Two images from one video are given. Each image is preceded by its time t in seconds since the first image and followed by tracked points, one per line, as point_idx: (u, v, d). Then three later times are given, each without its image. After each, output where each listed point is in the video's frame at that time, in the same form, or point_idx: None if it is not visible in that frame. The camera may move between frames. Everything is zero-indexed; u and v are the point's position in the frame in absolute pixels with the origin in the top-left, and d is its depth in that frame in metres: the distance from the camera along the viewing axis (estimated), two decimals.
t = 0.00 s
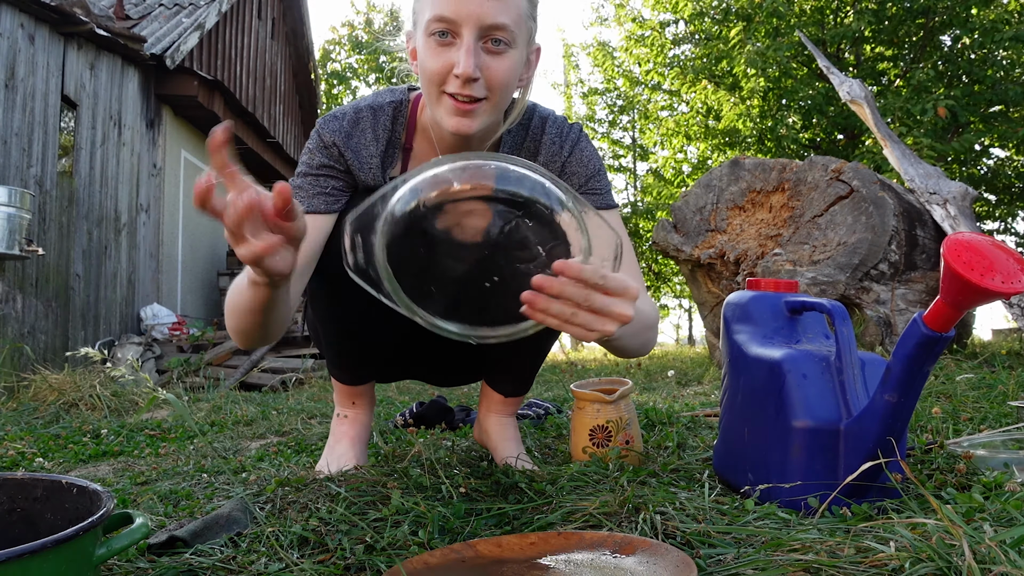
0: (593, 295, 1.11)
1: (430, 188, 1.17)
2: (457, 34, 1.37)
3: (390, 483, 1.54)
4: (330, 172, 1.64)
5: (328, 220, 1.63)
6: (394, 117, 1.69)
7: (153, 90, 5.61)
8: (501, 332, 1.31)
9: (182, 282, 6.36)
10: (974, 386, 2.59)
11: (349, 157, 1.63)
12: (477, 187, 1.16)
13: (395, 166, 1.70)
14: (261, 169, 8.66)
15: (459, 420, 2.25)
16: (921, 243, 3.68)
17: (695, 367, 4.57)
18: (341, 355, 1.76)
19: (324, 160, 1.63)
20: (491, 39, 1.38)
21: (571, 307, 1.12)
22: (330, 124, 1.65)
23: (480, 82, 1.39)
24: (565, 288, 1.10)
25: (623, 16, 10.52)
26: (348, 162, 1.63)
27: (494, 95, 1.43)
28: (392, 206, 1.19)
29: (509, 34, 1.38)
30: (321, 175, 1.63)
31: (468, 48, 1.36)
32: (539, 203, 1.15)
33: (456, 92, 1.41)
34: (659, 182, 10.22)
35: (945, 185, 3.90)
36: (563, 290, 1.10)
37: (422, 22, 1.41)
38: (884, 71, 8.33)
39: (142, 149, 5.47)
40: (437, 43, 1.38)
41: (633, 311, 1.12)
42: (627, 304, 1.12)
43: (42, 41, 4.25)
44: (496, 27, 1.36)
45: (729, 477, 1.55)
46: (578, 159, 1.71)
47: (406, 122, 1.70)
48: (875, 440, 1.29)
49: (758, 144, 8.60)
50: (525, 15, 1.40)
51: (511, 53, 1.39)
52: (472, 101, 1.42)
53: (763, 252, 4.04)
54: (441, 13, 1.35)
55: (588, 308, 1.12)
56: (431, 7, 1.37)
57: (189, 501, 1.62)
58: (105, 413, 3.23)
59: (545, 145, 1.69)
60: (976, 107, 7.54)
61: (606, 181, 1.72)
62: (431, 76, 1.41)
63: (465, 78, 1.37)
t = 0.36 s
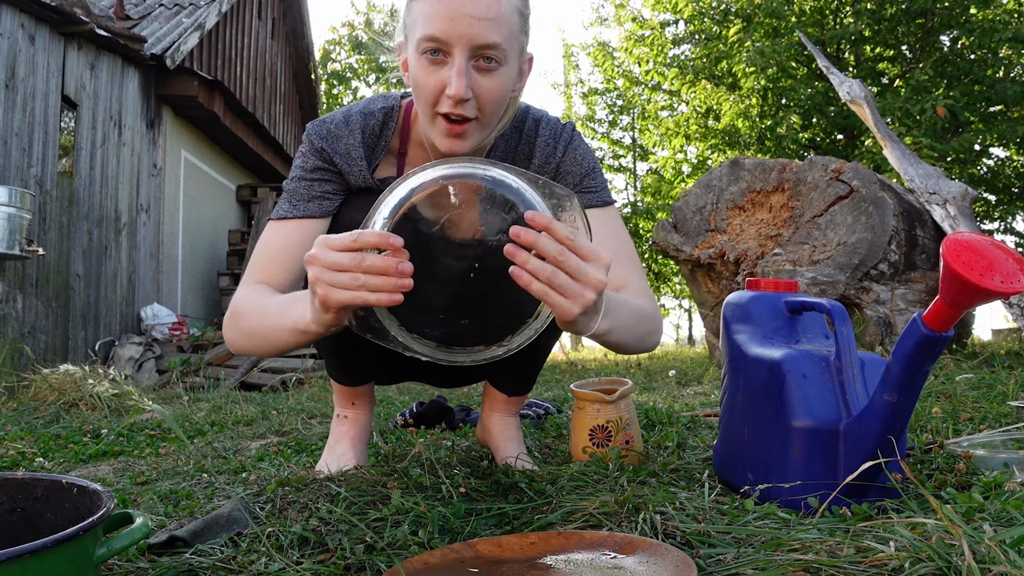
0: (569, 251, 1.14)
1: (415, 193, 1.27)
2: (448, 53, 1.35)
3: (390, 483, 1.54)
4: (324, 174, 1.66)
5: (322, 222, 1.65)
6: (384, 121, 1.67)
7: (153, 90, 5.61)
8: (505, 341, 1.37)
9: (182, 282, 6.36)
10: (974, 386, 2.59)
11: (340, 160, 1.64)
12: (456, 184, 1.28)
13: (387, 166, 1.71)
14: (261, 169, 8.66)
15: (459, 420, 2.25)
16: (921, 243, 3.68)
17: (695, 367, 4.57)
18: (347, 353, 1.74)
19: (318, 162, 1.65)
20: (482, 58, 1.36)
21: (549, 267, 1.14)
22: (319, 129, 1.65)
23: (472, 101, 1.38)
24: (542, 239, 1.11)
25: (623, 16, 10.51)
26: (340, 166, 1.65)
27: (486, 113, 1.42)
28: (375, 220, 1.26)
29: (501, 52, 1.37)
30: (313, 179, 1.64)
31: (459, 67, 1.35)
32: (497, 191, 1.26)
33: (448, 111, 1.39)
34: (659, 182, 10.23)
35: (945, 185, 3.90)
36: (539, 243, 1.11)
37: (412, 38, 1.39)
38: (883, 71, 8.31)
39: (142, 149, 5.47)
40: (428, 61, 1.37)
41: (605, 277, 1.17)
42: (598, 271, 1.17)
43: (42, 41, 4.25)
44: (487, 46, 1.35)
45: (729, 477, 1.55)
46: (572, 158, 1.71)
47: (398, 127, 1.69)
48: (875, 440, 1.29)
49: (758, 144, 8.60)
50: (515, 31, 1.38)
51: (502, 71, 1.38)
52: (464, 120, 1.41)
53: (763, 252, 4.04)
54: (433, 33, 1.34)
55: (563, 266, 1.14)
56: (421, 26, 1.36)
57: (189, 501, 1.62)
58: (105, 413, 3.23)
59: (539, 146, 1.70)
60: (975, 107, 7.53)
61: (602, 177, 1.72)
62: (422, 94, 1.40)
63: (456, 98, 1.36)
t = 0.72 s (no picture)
0: (555, 250, 1.14)
1: (409, 183, 1.27)
2: (446, 58, 1.35)
3: (390, 483, 1.54)
4: (324, 175, 1.65)
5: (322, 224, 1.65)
6: (385, 123, 1.67)
7: (153, 90, 5.61)
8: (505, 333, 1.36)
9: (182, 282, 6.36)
10: (973, 386, 2.59)
11: (340, 162, 1.63)
12: (452, 181, 1.28)
13: (386, 167, 1.70)
14: (261, 169, 8.66)
15: (459, 419, 2.25)
16: (921, 243, 3.68)
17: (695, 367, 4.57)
18: (352, 346, 1.73)
19: (318, 163, 1.65)
20: (481, 62, 1.36)
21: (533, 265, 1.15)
22: (318, 129, 1.65)
23: (470, 105, 1.39)
24: (525, 235, 1.11)
25: (623, 16, 10.51)
26: (339, 167, 1.64)
27: (483, 115, 1.43)
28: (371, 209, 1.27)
29: (498, 56, 1.37)
30: (312, 182, 1.64)
31: (456, 71, 1.35)
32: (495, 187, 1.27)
33: (446, 114, 1.40)
34: (659, 183, 10.23)
35: (944, 185, 3.90)
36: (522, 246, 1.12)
37: (411, 41, 1.39)
38: (883, 71, 8.34)
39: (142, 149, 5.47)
40: (425, 65, 1.37)
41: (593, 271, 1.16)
42: (586, 266, 1.16)
43: (42, 41, 4.25)
44: (485, 51, 1.35)
45: (729, 476, 1.55)
46: (570, 159, 1.71)
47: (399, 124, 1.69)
48: (875, 439, 1.30)
49: (758, 144, 8.61)
50: (514, 35, 1.38)
51: (500, 75, 1.39)
52: (462, 121, 1.42)
53: (763, 252, 4.05)
54: (430, 38, 1.34)
55: (549, 263, 1.14)
56: (419, 30, 1.35)
57: (189, 501, 1.62)
58: (105, 413, 3.23)
59: (538, 147, 1.70)
60: (975, 106, 7.53)
61: (600, 178, 1.71)
62: (420, 97, 1.40)
63: (454, 102, 1.36)
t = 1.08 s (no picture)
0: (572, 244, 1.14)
1: (421, 181, 1.26)
2: (454, 59, 1.35)
3: (391, 483, 1.54)
4: (333, 172, 1.66)
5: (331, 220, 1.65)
6: (393, 120, 1.67)
7: (153, 90, 5.61)
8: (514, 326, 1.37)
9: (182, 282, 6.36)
10: (973, 386, 2.59)
11: (349, 159, 1.64)
12: (463, 176, 1.27)
13: (394, 165, 1.71)
14: (262, 169, 8.66)
15: (459, 419, 2.25)
16: (921, 243, 3.69)
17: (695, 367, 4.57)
18: (361, 340, 1.74)
19: (327, 160, 1.65)
20: (489, 63, 1.36)
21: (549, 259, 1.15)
22: (329, 126, 1.65)
23: (478, 106, 1.38)
24: (542, 229, 1.12)
25: (623, 17, 10.51)
26: (348, 163, 1.65)
27: (490, 117, 1.42)
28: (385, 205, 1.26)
29: (505, 57, 1.37)
30: (321, 178, 1.64)
31: (464, 73, 1.35)
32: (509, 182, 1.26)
33: (454, 115, 1.40)
34: (659, 183, 10.23)
35: (944, 185, 3.90)
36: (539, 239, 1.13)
37: (419, 42, 1.39)
38: (883, 71, 8.36)
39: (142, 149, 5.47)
40: (433, 66, 1.37)
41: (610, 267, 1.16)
42: (603, 261, 1.16)
43: (42, 41, 4.25)
44: (493, 52, 1.35)
45: (729, 477, 1.55)
46: (578, 159, 1.71)
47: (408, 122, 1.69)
48: (874, 439, 1.30)
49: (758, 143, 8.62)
50: (520, 36, 1.38)
51: (508, 75, 1.38)
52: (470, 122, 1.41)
53: (763, 252, 4.05)
54: (438, 40, 1.34)
55: (565, 257, 1.14)
56: (427, 31, 1.36)
57: (189, 501, 1.62)
58: (106, 413, 3.23)
59: (545, 147, 1.70)
60: (974, 107, 7.53)
61: (607, 178, 1.71)
62: (428, 97, 1.40)
63: (462, 104, 1.36)
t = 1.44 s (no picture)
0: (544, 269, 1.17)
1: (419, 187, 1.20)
2: (468, 63, 1.36)
3: (391, 483, 1.54)
4: (338, 170, 1.64)
5: (335, 218, 1.64)
6: (399, 119, 1.68)
7: (153, 90, 5.61)
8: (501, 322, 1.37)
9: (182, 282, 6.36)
10: (973, 386, 2.59)
11: (355, 157, 1.63)
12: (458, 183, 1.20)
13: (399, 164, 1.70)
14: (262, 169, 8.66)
15: (459, 419, 2.25)
16: (921, 243, 3.69)
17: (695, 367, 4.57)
18: (363, 340, 1.74)
19: (332, 158, 1.64)
20: (502, 68, 1.36)
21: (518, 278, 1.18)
22: (335, 125, 1.65)
23: (490, 111, 1.39)
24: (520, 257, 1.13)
25: (623, 17, 10.51)
26: (354, 161, 1.64)
27: (503, 121, 1.42)
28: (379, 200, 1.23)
29: (520, 63, 1.37)
30: (326, 175, 1.63)
31: (479, 77, 1.35)
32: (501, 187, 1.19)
33: (467, 120, 1.40)
34: (659, 182, 10.22)
35: (944, 185, 3.90)
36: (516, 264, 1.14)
37: (432, 46, 1.39)
38: (882, 72, 8.37)
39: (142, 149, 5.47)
40: (448, 70, 1.37)
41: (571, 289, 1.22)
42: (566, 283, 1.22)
43: (42, 41, 4.25)
44: (507, 58, 1.35)
45: (729, 477, 1.55)
46: (579, 160, 1.71)
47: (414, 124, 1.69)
48: (874, 438, 1.30)
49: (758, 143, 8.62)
50: (534, 41, 1.39)
51: (521, 80, 1.39)
52: (481, 127, 1.42)
53: (763, 252, 4.05)
54: (452, 43, 1.34)
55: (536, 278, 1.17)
56: (441, 34, 1.36)
57: (189, 501, 1.62)
58: (105, 413, 3.23)
59: (547, 149, 1.70)
60: (973, 107, 7.52)
61: (608, 180, 1.71)
62: (441, 101, 1.40)
63: (476, 108, 1.37)
